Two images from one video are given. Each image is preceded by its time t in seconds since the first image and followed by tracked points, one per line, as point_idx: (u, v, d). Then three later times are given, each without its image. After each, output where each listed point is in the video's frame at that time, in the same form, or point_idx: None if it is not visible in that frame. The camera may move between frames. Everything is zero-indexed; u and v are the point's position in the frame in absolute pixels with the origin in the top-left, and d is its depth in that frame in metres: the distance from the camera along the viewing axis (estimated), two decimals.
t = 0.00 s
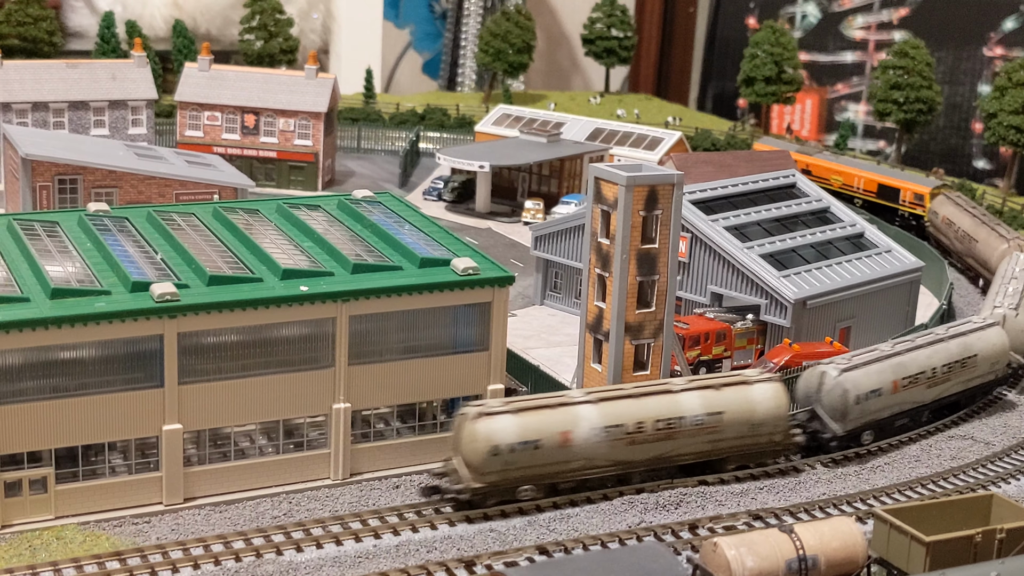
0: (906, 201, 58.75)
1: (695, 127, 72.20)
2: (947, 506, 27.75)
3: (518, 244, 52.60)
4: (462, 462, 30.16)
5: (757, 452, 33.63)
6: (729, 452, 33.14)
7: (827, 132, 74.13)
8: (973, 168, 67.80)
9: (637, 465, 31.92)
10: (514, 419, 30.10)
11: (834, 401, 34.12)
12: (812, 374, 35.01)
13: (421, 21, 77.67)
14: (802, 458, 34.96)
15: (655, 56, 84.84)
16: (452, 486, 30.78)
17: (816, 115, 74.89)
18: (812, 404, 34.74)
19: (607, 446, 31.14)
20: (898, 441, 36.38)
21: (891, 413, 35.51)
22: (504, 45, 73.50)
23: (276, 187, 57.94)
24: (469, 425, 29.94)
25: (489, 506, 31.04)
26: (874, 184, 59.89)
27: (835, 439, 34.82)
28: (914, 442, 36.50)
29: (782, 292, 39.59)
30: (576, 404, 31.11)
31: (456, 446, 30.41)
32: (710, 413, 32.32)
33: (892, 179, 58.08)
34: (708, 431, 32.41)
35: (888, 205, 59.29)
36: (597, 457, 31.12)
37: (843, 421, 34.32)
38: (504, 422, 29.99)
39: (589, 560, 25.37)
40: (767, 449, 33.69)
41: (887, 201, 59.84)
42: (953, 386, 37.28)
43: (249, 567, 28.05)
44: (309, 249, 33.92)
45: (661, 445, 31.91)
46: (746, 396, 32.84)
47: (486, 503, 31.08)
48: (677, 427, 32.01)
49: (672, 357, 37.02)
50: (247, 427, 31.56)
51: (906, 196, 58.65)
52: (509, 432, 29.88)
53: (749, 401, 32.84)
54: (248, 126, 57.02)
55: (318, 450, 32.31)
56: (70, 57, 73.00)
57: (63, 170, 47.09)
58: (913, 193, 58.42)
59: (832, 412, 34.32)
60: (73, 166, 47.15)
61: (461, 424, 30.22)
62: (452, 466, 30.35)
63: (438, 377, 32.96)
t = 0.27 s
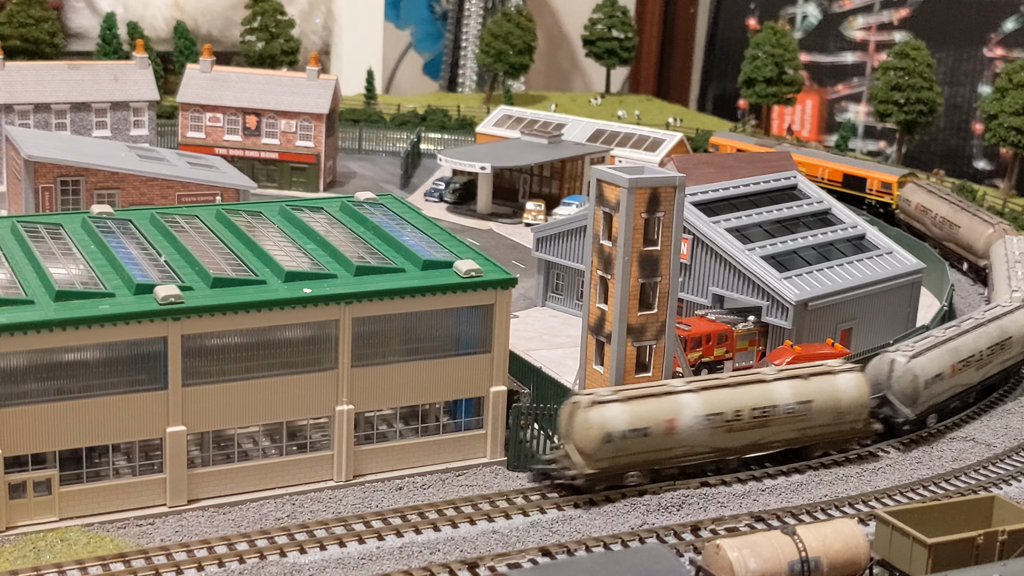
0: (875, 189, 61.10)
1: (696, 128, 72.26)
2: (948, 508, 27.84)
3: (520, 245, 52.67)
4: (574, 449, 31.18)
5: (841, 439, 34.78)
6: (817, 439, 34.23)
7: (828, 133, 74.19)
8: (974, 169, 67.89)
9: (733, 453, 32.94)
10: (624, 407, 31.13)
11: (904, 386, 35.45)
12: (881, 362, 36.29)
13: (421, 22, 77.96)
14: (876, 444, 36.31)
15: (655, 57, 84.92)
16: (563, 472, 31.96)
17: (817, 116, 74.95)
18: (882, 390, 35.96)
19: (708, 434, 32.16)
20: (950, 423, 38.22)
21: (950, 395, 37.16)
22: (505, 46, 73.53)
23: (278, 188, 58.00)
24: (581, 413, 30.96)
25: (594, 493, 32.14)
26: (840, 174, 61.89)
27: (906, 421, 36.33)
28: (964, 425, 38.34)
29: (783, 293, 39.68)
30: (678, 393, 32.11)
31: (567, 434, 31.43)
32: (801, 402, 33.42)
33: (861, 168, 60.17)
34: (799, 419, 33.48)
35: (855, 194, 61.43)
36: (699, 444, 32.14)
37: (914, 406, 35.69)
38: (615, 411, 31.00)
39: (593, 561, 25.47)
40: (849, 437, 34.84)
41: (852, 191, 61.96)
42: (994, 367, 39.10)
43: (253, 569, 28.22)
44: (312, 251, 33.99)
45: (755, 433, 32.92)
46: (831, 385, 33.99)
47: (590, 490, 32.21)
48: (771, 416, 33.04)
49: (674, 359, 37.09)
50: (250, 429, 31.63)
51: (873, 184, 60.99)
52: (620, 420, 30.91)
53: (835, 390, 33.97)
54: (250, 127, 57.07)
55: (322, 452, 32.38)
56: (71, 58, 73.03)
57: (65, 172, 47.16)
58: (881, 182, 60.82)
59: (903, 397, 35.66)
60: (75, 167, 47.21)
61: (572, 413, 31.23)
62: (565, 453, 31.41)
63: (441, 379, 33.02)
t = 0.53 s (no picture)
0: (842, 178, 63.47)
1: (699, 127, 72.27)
2: (954, 507, 27.92)
3: (524, 245, 52.71)
4: (686, 437, 32.22)
5: (914, 420, 36.37)
6: (894, 422, 35.78)
7: (830, 132, 74.21)
8: (976, 168, 67.93)
9: (823, 437, 34.27)
10: (732, 395, 32.25)
11: (963, 366, 37.22)
12: (938, 346, 37.93)
13: (424, 21, 78.05)
14: (938, 423, 38.13)
15: (657, 56, 84.95)
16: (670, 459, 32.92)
17: (819, 115, 74.95)
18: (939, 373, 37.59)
19: (804, 419, 33.45)
20: (976, 411, 39.22)
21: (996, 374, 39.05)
22: (508, 46, 73.48)
23: (282, 187, 58.02)
24: (693, 403, 32.00)
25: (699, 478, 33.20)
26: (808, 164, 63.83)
27: (968, 402, 38.16)
28: (1004, 403, 40.46)
29: (788, 293, 39.73)
30: (776, 381, 33.30)
31: (677, 422, 32.46)
32: (883, 386, 34.87)
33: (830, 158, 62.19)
34: (881, 403, 34.95)
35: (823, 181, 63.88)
36: (795, 429, 33.42)
37: (972, 385, 37.53)
38: (725, 399, 32.12)
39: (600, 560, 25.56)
40: (921, 419, 36.46)
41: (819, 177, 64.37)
42: None
43: (260, 568, 28.25)
44: (317, 250, 34.02)
45: (842, 418, 34.26)
46: (908, 370, 35.48)
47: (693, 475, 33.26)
48: (857, 401, 34.38)
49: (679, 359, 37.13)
50: (256, 428, 31.65)
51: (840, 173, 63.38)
52: (730, 409, 32.04)
53: (911, 375, 35.47)
54: (253, 126, 57.09)
55: (328, 450, 32.41)
56: (74, 57, 73.05)
57: (70, 171, 47.21)
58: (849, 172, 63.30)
59: (962, 377, 37.38)
60: (79, 167, 47.28)
61: (683, 402, 32.28)
62: (675, 440, 32.44)
63: (446, 378, 33.04)
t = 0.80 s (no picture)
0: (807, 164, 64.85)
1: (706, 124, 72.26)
2: (968, 505, 27.97)
3: (532, 243, 52.78)
4: (795, 422, 33.52)
5: (980, 398, 38.08)
6: (964, 400, 37.33)
7: (836, 130, 74.24)
8: (983, 165, 67.96)
9: (907, 418, 35.69)
10: (834, 381, 33.64)
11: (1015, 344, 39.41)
12: (988, 325, 39.95)
13: (430, 19, 77.98)
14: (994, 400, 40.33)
15: (663, 54, 85.10)
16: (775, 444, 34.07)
17: (825, 113, 74.97)
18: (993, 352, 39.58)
19: (894, 402, 34.81)
20: (986, 410, 39.25)
21: None
22: (516, 44, 73.49)
23: (290, 185, 58.04)
24: (801, 390, 33.38)
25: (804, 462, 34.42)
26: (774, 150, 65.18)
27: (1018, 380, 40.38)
28: None
29: (798, 291, 39.81)
30: (867, 367, 34.59)
31: (784, 409, 33.77)
32: (957, 366, 36.34)
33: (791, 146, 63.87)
34: (956, 382, 36.44)
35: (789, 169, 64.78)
36: (888, 411, 34.79)
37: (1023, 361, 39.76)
38: (829, 385, 33.47)
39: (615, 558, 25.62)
40: (986, 396, 38.17)
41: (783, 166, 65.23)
42: None
43: (275, 565, 28.38)
44: (330, 249, 34.12)
45: (925, 399, 35.68)
46: (975, 350, 37.04)
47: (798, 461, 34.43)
48: (936, 382, 35.83)
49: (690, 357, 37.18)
50: (269, 426, 31.74)
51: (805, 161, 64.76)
52: (833, 395, 33.30)
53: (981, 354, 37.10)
54: (262, 125, 57.18)
55: (341, 448, 32.50)
56: (82, 55, 73.15)
57: (80, 169, 47.34)
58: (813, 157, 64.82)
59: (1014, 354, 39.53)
60: (90, 165, 47.37)
61: (790, 389, 33.58)
62: (783, 426, 33.72)
63: (457, 376, 33.11)
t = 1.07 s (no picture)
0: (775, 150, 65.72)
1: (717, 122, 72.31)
2: (984, 504, 28.07)
3: (545, 241, 52.92)
4: (890, 405, 35.01)
5: None
6: None
7: (847, 127, 74.24)
8: (994, 162, 67.91)
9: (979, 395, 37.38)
10: (924, 364, 35.08)
11: None
12: None
13: (440, 16, 78.29)
14: None
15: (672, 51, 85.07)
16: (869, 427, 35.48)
17: (835, 110, 74.94)
18: None
19: (973, 381, 36.45)
20: (1000, 408, 39.32)
21: None
22: (527, 41, 73.55)
23: (303, 183, 58.20)
24: (896, 374, 34.74)
25: (897, 443, 35.99)
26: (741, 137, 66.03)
27: None
28: None
29: (812, 289, 39.94)
30: (948, 349, 36.07)
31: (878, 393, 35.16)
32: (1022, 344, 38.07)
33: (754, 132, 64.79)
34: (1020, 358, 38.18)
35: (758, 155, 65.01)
36: (967, 389, 36.41)
37: None
38: (921, 368, 34.95)
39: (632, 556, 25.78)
40: None
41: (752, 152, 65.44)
42: None
43: (294, 562, 28.61)
44: (347, 248, 34.31)
45: (994, 376, 37.44)
46: None
47: (891, 441, 35.95)
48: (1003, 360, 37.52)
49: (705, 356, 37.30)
50: (287, 424, 31.93)
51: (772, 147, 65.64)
52: (926, 378, 34.77)
53: None
54: (275, 123, 57.37)
55: (358, 446, 32.68)
56: (95, 52, 73.43)
57: (95, 168, 47.57)
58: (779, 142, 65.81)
59: None
60: (105, 163, 47.59)
61: (885, 373, 34.97)
62: (878, 409, 35.21)
63: (474, 374, 33.27)
